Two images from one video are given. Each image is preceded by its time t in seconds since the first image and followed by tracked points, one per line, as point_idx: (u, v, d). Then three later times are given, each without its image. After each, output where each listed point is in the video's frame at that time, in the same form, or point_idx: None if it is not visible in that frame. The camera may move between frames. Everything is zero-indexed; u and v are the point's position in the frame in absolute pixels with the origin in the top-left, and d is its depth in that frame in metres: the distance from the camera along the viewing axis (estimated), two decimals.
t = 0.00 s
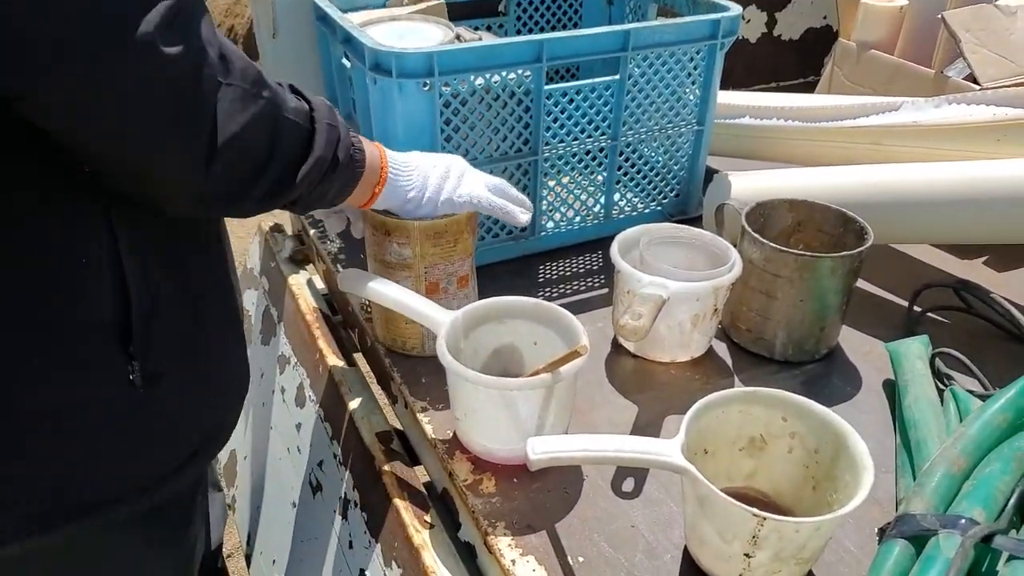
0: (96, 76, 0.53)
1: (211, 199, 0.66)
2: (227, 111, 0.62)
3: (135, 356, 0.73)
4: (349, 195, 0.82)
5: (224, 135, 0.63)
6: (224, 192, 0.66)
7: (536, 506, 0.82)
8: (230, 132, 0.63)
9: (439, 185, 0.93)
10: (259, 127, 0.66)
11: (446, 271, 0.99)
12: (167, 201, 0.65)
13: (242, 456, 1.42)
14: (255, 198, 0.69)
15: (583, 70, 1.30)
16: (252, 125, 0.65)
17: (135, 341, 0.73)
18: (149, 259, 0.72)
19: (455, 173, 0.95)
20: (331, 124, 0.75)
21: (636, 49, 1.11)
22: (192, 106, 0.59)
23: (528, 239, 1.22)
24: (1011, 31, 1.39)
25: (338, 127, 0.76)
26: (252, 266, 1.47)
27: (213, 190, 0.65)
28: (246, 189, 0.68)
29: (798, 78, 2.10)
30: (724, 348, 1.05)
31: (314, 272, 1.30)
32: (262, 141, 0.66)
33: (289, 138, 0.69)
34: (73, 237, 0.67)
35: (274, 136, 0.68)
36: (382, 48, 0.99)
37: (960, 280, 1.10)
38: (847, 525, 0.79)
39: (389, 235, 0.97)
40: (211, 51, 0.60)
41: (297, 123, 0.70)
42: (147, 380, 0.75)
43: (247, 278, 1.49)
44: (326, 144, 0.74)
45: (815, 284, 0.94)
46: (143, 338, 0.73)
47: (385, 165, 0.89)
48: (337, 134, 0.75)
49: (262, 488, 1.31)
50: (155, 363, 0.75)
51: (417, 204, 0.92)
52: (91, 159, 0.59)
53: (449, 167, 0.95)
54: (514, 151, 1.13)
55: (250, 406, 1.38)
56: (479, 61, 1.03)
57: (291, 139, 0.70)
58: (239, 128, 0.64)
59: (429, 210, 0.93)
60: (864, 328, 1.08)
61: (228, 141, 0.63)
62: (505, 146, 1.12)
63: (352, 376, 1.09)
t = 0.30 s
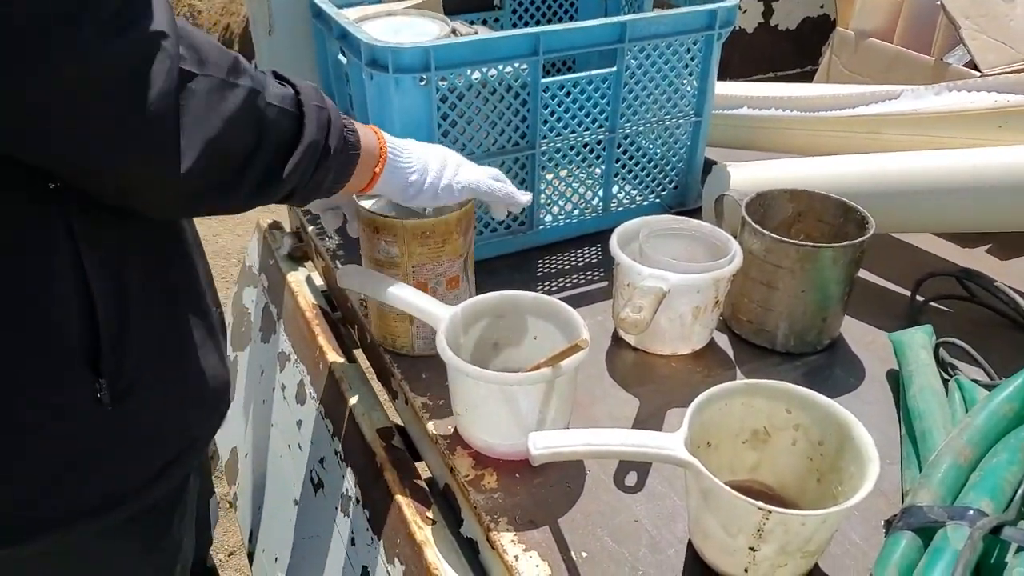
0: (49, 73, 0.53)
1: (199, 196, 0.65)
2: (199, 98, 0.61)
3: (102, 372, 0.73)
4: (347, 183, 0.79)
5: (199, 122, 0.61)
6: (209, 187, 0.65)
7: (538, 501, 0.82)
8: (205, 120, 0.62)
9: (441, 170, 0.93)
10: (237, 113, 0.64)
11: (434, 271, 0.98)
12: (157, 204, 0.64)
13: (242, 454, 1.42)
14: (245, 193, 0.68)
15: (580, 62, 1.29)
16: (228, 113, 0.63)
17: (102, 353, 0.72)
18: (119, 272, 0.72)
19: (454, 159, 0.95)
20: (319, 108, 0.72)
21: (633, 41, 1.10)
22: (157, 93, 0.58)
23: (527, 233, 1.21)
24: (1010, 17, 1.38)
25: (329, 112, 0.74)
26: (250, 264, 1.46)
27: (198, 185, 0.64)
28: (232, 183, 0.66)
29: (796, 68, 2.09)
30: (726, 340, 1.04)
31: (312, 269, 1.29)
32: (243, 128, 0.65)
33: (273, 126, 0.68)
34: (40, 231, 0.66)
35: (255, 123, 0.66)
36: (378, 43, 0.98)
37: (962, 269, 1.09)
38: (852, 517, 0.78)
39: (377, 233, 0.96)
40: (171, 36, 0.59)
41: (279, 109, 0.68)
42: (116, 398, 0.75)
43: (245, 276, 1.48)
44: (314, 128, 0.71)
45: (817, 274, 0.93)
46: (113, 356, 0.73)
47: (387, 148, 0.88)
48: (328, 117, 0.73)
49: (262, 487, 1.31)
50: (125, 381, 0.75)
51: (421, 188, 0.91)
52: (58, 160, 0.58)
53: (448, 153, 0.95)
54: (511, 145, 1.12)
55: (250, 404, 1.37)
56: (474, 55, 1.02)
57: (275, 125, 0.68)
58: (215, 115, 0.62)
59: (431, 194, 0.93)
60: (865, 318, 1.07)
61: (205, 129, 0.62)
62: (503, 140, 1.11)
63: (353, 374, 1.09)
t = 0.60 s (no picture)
0: (5, 114, 0.48)
1: (191, 245, 0.60)
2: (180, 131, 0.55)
3: (82, 406, 0.72)
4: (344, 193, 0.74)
5: (183, 157, 0.55)
6: (202, 232, 0.60)
7: (528, 501, 0.82)
8: (188, 155, 0.55)
9: (439, 146, 0.90)
10: (218, 141, 0.58)
11: (422, 270, 0.97)
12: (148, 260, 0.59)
13: (230, 452, 1.41)
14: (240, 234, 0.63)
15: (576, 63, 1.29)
16: (210, 144, 0.58)
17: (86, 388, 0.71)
18: (102, 317, 0.71)
19: (450, 130, 0.92)
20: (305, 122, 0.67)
21: (628, 43, 1.10)
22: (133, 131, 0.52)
23: (520, 233, 1.21)
24: (1001, 25, 1.39)
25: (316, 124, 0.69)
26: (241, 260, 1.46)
27: (190, 232, 0.59)
28: (226, 223, 0.61)
29: (789, 73, 2.10)
30: (717, 342, 1.05)
31: (304, 266, 1.29)
32: (231, 159, 0.59)
33: (259, 148, 0.62)
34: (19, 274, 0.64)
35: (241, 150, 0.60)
36: (373, 40, 0.98)
37: (951, 274, 1.10)
38: (841, 520, 0.78)
39: (365, 228, 0.96)
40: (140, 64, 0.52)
41: (262, 129, 0.63)
42: (93, 430, 0.74)
43: (237, 272, 1.48)
44: (304, 144, 0.66)
45: (809, 276, 0.93)
46: (94, 391, 0.72)
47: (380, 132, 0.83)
48: (316, 140, 0.67)
49: (251, 485, 1.30)
50: (106, 414, 0.74)
51: (422, 168, 0.89)
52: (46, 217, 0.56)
53: (444, 124, 0.92)
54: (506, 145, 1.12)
55: (239, 402, 1.36)
56: (470, 53, 1.02)
57: (263, 149, 0.62)
58: (199, 148, 0.56)
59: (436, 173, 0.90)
60: (855, 322, 1.08)
61: (190, 166, 0.56)
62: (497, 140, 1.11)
63: (343, 372, 1.09)
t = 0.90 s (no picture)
0: None
1: (95, 363, 0.56)
2: (75, 252, 0.50)
3: (83, 432, 0.73)
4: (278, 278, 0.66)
5: (78, 279, 0.51)
6: (102, 353, 0.55)
7: (521, 500, 0.81)
8: (80, 266, 0.51)
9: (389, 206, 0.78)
10: (122, 257, 0.54)
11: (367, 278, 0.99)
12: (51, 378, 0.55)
13: (223, 452, 1.41)
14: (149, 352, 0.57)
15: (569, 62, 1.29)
16: (110, 262, 0.53)
17: (85, 413, 0.72)
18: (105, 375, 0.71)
19: (405, 182, 0.79)
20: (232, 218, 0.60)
21: (622, 42, 1.10)
22: (25, 253, 0.48)
23: (514, 233, 1.21)
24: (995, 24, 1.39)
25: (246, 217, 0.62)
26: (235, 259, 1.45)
27: (88, 354, 0.54)
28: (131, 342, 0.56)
29: (783, 72, 2.10)
30: (710, 342, 1.05)
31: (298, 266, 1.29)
32: (131, 279, 0.53)
33: (168, 259, 0.56)
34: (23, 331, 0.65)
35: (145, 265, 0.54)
36: (367, 38, 0.99)
37: (945, 272, 1.10)
38: (834, 519, 0.79)
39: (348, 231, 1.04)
40: (42, 179, 0.49)
41: (173, 234, 0.56)
42: (96, 455, 0.75)
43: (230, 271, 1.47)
44: (226, 245, 0.58)
45: (801, 278, 0.94)
46: (95, 418, 0.73)
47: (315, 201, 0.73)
48: (235, 234, 0.60)
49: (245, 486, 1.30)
50: (106, 441, 0.75)
51: (370, 236, 0.77)
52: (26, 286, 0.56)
53: (397, 177, 0.79)
54: (500, 144, 1.12)
55: (233, 402, 1.36)
56: (464, 52, 1.02)
57: (173, 257, 0.56)
58: (97, 268, 0.52)
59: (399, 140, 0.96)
60: (848, 320, 1.08)
61: (87, 291, 0.51)
62: (491, 139, 1.11)
63: (336, 371, 1.08)
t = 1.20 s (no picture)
0: None
1: (80, 402, 0.56)
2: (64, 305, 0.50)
3: (79, 452, 0.72)
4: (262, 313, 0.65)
5: (66, 328, 0.51)
6: (86, 394, 0.55)
7: (516, 500, 0.81)
8: (66, 313, 0.51)
9: (365, 233, 0.75)
10: (108, 304, 0.54)
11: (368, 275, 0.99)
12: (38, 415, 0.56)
13: (218, 451, 1.40)
14: (133, 392, 0.57)
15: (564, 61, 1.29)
16: (97, 311, 0.53)
17: (81, 432, 0.71)
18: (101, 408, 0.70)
19: (379, 205, 0.76)
20: (219, 259, 0.59)
21: (616, 41, 1.10)
22: (16, 306, 0.48)
23: (508, 232, 1.21)
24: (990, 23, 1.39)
25: (235, 258, 0.61)
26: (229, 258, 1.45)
27: (73, 395, 0.54)
28: (115, 386, 0.56)
29: (778, 71, 2.10)
30: (705, 341, 1.05)
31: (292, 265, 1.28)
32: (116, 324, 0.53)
33: (154, 304, 0.56)
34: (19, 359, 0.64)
35: (131, 311, 0.54)
36: (362, 36, 0.99)
37: (937, 271, 1.10)
38: (828, 518, 0.79)
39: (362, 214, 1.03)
40: (37, 232, 0.49)
41: (160, 279, 0.56)
42: (93, 474, 0.74)
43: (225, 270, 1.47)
44: (211, 288, 0.57)
45: (796, 277, 0.94)
46: (92, 439, 0.72)
47: (288, 234, 0.71)
48: (222, 275, 0.59)
49: (238, 485, 1.29)
50: (103, 460, 0.74)
51: (349, 266, 0.74)
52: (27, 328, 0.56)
53: (370, 200, 0.76)
54: (494, 142, 1.12)
55: (227, 401, 1.36)
56: (458, 51, 1.02)
57: (158, 302, 0.56)
58: (84, 317, 0.52)
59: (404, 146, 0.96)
60: (842, 319, 1.08)
61: (72, 340, 0.51)
62: (485, 137, 1.11)
63: (330, 371, 1.08)
